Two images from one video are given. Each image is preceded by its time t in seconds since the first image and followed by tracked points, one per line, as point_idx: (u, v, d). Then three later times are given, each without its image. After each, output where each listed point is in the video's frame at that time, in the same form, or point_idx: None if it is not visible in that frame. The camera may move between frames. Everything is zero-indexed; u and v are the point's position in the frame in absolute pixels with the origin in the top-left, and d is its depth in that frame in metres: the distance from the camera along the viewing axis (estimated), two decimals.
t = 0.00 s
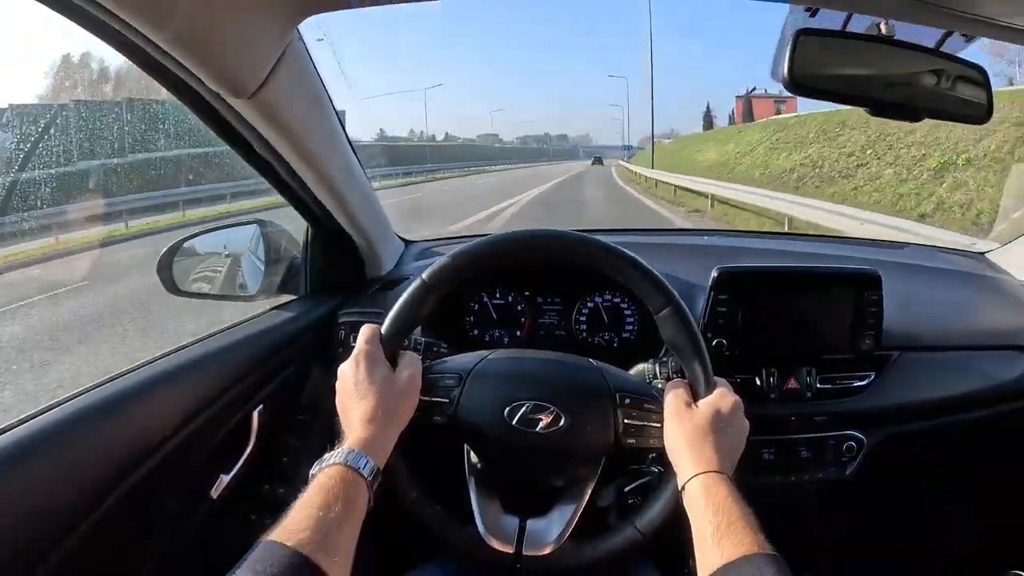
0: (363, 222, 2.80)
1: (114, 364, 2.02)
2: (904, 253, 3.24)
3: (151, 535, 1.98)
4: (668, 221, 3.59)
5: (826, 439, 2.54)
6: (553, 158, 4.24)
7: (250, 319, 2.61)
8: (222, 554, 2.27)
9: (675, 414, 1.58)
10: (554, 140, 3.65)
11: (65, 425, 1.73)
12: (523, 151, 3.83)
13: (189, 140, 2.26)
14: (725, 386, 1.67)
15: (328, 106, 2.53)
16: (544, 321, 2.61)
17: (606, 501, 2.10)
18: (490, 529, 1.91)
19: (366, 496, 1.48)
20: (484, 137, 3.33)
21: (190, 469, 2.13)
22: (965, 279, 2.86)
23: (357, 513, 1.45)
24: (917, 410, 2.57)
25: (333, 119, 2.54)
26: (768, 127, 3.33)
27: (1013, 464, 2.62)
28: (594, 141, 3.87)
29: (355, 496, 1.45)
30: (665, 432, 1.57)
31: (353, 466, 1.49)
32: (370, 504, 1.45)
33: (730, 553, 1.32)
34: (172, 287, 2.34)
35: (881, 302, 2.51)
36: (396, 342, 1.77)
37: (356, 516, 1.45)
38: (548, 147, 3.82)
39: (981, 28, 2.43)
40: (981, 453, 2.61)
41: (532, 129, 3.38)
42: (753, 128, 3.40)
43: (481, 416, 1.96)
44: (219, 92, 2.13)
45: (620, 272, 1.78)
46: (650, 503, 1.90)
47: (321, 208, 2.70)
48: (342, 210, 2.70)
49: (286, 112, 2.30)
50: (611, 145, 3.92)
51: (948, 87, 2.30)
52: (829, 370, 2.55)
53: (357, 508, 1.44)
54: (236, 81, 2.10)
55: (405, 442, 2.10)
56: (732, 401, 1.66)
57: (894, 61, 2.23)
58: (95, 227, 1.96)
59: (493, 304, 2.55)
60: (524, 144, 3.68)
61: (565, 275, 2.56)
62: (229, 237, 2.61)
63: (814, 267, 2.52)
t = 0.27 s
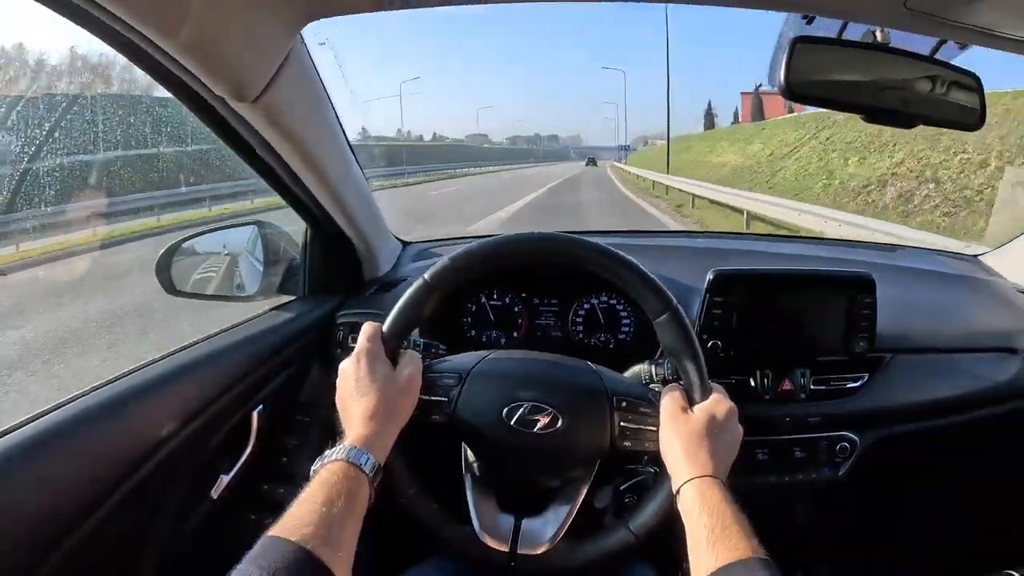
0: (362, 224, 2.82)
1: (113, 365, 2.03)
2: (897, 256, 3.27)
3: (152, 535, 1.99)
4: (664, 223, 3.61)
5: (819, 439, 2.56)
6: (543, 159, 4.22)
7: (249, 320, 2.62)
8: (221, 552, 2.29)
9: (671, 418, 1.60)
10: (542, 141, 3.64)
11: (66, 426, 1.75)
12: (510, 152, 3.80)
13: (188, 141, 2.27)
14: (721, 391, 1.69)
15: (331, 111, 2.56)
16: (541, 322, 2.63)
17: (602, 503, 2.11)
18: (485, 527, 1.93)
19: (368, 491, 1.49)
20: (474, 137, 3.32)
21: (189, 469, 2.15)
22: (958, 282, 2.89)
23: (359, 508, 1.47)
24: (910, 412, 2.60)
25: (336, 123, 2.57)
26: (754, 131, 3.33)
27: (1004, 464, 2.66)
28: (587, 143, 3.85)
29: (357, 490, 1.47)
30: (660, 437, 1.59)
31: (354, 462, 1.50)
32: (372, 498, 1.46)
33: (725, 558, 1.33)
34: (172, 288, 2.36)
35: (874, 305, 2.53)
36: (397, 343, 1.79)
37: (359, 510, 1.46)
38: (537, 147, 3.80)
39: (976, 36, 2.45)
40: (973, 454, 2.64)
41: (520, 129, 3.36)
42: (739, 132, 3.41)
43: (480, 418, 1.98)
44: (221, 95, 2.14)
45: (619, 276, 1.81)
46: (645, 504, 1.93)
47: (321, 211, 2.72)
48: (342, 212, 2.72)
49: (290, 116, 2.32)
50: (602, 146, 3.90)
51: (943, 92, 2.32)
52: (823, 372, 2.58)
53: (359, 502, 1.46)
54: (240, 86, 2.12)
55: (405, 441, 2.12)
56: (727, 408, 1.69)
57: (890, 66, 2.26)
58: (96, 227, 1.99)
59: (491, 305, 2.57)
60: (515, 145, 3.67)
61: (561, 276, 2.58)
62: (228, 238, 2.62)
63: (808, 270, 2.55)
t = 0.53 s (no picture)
0: (363, 227, 2.83)
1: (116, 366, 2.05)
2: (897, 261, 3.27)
3: (152, 537, 2.00)
4: (664, 226, 3.62)
5: (818, 445, 2.57)
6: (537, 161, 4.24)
7: (250, 322, 2.63)
8: (221, 554, 2.29)
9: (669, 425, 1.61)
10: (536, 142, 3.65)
11: (67, 428, 1.75)
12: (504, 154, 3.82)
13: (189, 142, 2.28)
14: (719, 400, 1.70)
15: (332, 115, 2.57)
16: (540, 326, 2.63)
17: (596, 503, 2.14)
18: (481, 530, 1.95)
19: (366, 490, 1.50)
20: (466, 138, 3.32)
21: (190, 471, 2.15)
22: (958, 288, 2.89)
23: (357, 507, 1.47)
24: (910, 417, 2.60)
25: (336, 127, 2.58)
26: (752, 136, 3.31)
27: (1004, 470, 2.65)
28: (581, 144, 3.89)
29: (355, 489, 1.47)
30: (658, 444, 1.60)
31: (353, 461, 1.51)
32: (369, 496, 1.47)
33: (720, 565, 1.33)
34: (173, 290, 2.37)
35: (874, 310, 2.54)
36: (396, 343, 1.79)
37: (356, 510, 1.47)
38: (532, 147, 3.82)
39: (978, 43, 2.45)
40: (973, 459, 2.64)
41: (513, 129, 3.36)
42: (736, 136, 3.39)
43: (479, 422, 1.99)
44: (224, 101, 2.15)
45: (618, 280, 1.82)
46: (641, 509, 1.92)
47: (322, 214, 2.72)
48: (343, 216, 2.73)
49: (291, 120, 2.33)
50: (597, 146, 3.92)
51: (943, 98, 2.34)
52: (822, 377, 2.58)
53: (357, 500, 1.46)
54: (242, 90, 2.12)
55: (403, 442, 2.12)
56: (726, 417, 1.69)
57: (890, 73, 2.27)
58: (98, 229, 2.00)
59: (491, 308, 2.57)
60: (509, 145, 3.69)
61: (560, 279, 2.58)
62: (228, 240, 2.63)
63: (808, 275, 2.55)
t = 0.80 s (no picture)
0: (374, 229, 2.82)
1: (125, 369, 2.04)
2: (906, 262, 3.26)
3: (162, 539, 2.00)
4: (672, 227, 3.61)
5: (828, 447, 2.56)
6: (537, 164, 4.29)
7: (260, 323, 2.62)
8: (231, 556, 2.29)
9: (682, 426, 1.61)
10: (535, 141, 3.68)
11: (79, 429, 1.75)
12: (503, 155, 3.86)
13: (199, 144, 2.27)
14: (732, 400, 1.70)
15: (345, 117, 2.57)
16: (551, 328, 2.62)
17: (608, 506, 2.12)
18: (493, 531, 1.93)
19: (380, 493, 1.50)
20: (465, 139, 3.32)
21: (200, 473, 2.15)
22: (968, 289, 2.88)
23: (370, 510, 1.48)
24: (921, 419, 2.59)
25: (349, 129, 2.58)
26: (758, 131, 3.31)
27: (1015, 472, 2.65)
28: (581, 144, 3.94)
29: (369, 492, 1.48)
30: (672, 445, 1.60)
31: (366, 464, 1.50)
32: (383, 499, 1.47)
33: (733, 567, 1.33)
34: (182, 292, 2.37)
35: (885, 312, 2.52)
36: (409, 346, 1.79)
37: (369, 513, 1.47)
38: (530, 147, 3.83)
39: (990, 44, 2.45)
40: (984, 462, 2.64)
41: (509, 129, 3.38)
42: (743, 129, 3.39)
43: (491, 425, 1.99)
44: (237, 101, 2.15)
45: (630, 281, 1.82)
46: (654, 511, 1.90)
47: (332, 215, 2.72)
48: (355, 218, 2.73)
49: (304, 121, 2.33)
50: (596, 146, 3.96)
51: (954, 99, 2.34)
52: (834, 379, 2.57)
53: (371, 503, 1.47)
54: (256, 90, 2.13)
55: (414, 446, 2.13)
56: (739, 420, 1.69)
57: (903, 74, 2.26)
58: (109, 230, 2.00)
59: (502, 310, 2.57)
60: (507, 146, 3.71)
61: (571, 281, 2.58)
62: (237, 242, 2.62)
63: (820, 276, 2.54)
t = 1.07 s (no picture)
0: (388, 228, 2.83)
1: (141, 367, 2.05)
2: (917, 263, 3.26)
3: (180, 536, 2.01)
4: (681, 228, 3.62)
5: (840, 447, 2.56)
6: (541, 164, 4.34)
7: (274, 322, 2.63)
8: (247, 553, 2.29)
9: (699, 422, 1.62)
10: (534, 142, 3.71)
11: (98, 426, 1.76)
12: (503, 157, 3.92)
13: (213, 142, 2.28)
14: (745, 395, 1.72)
15: (361, 116, 2.57)
16: (564, 328, 2.63)
17: (622, 504, 2.15)
18: (512, 531, 1.93)
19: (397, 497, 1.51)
20: (464, 139, 3.34)
21: (215, 470, 2.15)
22: (981, 290, 2.88)
23: (388, 513, 1.48)
24: (934, 420, 2.59)
25: (366, 127, 2.58)
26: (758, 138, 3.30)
27: None
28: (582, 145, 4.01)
29: (386, 496, 1.48)
30: (688, 440, 1.61)
31: (382, 469, 1.51)
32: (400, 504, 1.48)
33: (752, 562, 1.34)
34: (195, 289, 2.37)
35: (899, 312, 2.53)
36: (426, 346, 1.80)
37: (387, 517, 1.47)
38: (529, 147, 3.80)
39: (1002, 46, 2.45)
40: (997, 463, 2.63)
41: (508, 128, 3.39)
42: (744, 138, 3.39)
43: (508, 424, 1.99)
44: (257, 100, 2.16)
45: (647, 281, 1.83)
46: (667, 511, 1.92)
47: (346, 214, 2.72)
48: (370, 217, 2.74)
49: (321, 119, 2.33)
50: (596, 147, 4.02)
51: (968, 100, 2.33)
52: (847, 379, 2.57)
53: (388, 508, 1.47)
54: (277, 90, 2.13)
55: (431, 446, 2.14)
56: (755, 414, 1.70)
57: (917, 75, 2.27)
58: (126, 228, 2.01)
59: (515, 309, 2.57)
60: (507, 146, 3.71)
61: (584, 281, 2.58)
62: (250, 240, 2.63)
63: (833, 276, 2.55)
